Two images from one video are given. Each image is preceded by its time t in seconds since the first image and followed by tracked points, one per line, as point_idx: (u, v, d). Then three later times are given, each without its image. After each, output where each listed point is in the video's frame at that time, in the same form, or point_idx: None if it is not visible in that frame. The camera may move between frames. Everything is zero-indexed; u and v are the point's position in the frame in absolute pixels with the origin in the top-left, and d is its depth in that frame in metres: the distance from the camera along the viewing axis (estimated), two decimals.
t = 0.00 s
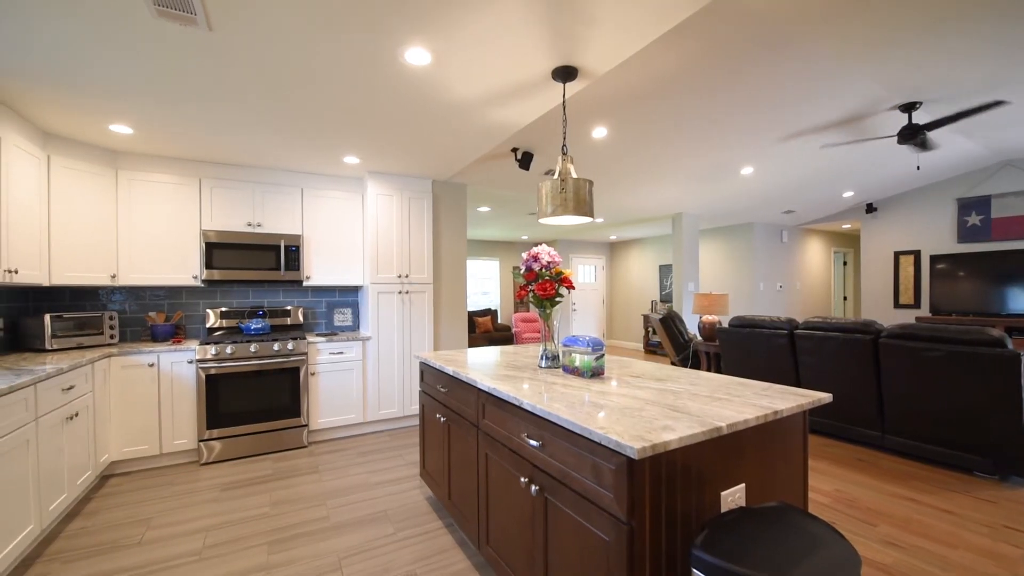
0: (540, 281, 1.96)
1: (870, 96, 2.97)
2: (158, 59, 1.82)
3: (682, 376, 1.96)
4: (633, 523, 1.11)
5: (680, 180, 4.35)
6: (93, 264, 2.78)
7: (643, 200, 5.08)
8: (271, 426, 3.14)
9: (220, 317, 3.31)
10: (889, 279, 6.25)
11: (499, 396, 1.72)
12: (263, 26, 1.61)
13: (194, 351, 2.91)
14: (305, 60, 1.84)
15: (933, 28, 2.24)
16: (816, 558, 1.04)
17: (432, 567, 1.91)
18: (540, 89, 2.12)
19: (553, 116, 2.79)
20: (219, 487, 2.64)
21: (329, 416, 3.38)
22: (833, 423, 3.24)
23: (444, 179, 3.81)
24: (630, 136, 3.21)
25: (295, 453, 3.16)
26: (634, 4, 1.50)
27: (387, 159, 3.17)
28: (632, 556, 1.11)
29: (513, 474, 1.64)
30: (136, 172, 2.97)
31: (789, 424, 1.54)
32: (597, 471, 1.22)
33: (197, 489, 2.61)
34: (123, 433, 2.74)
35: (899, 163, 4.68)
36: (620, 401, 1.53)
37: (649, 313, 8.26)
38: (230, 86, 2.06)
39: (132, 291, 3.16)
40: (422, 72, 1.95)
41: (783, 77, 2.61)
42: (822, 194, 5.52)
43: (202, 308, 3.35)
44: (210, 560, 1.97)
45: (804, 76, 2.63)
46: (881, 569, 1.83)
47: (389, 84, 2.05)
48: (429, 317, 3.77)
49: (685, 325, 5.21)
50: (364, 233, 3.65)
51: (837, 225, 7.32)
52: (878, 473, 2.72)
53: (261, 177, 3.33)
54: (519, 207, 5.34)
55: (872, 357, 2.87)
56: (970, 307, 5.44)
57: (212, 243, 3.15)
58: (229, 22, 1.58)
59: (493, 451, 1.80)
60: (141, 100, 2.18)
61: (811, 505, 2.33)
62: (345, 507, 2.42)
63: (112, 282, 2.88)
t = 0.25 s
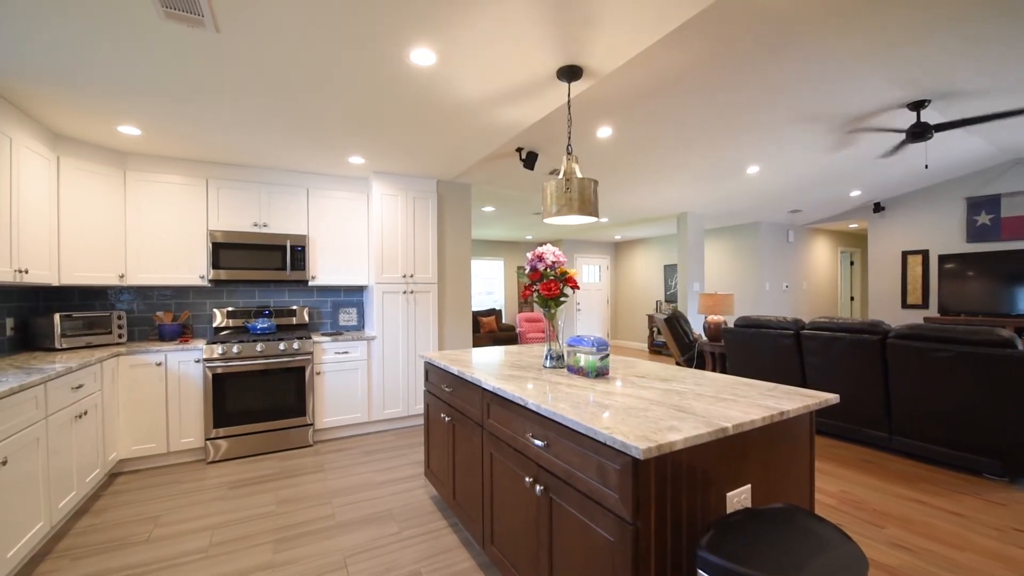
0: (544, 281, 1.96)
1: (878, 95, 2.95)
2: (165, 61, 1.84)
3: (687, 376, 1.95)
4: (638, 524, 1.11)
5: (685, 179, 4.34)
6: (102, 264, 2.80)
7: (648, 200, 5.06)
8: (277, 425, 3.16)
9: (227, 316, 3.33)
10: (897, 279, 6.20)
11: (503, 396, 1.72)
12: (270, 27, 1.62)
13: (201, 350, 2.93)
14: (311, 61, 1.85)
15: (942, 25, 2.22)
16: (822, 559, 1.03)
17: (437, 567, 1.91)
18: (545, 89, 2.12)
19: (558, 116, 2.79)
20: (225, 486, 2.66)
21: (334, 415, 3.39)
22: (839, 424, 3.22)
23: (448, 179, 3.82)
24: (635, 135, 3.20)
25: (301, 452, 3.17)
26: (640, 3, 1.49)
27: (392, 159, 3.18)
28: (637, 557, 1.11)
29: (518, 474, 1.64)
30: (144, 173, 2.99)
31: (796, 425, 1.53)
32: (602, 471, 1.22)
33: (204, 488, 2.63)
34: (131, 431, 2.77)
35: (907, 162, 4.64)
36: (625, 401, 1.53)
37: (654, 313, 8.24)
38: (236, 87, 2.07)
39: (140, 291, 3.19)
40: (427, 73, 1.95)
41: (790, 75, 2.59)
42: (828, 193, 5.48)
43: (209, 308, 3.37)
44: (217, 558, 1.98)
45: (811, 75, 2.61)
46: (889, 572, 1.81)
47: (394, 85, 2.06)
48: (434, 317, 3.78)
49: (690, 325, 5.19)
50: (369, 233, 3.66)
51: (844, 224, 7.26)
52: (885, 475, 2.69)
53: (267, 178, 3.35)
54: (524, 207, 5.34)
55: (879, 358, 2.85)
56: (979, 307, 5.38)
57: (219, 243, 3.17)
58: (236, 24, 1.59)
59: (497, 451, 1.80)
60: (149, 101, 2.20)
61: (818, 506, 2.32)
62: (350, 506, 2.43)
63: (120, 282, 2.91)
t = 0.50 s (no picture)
0: (549, 281, 1.96)
1: (886, 93, 2.92)
2: (174, 62, 1.85)
3: (693, 377, 1.94)
4: (644, 525, 1.10)
5: (691, 179, 4.31)
6: (111, 264, 2.84)
7: (653, 199, 5.04)
8: (283, 424, 3.18)
9: (234, 316, 3.36)
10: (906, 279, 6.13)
11: (508, 395, 1.72)
12: (276, 29, 1.63)
13: (208, 349, 2.96)
14: (317, 62, 1.86)
15: (953, 22, 2.19)
16: (829, 561, 1.03)
17: (442, 566, 1.92)
18: (550, 89, 2.12)
19: (563, 115, 2.78)
20: (232, 484, 2.68)
21: (340, 414, 3.41)
22: (847, 425, 3.19)
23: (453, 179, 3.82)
24: (641, 135, 3.19)
25: (307, 451, 3.19)
26: (646, 2, 1.48)
27: (397, 159, 3.19)
28: (643, 558, 1.10)
29: (523, 474, 1.64)
30: (153, 174, 3.02)
31: (802, 426, 1.52)
32: (607, 472, 1.21)
33: (212, 486, 2.65)
34: (139, 430, 2.80)
35: (916, 160, 4.59)
36: (630, 401, 1.53)
37: (659, 313, 8.21)
38: (243, 88, 2.09)
39: (148, 290, 3.22)
40: (433, 73, 1.96)
41: (797, 74, 2.57)
42: (836, 193, 5.43)
43: (216, 307, 3.40)
44: (224, 555, 2.00)
45: (818, 73, 2.59)
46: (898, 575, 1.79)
47: (400, 85, 2.06)
48: (439, 316, 3.78)
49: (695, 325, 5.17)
50: (374, 233, 3.68)
51: (852, 224, 7.20)
52: (893, 477, 2.67)
53: (273, 178, 3.37)
54: (529, 206, 5.34)
55: (888, 358, 2.82)
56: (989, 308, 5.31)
57: (226, 244, 3.20)
58: (243, 26, 1.60)
59: (502, 451, 1.80)
60: (157, 103, 2.22)
61: (825, 508, 2.30)
62: (356, 505, 2.44)
63: (129, 282, 2.94)
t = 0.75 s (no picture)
0: (555, 281, 1.96)
1: (895, 92, 2.88)
2: (182, 64, 1.87)
3: (699, 377, 1.93)
4: (649, 525, 1.10)
5: (697, 178, 4.29)
6: (121, 264, 2.87)
7: (658, 199, 5.03)
8: (290, 423, 3.20)
9: (241, 315, 3.38)
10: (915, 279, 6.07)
11: (513, 395, 1.72)
12: (282, 30, 1.64)
13: (215, 349, 2.98)
14: (323, 63, 1.87)
15: (963, 19, 2.16)
16: (836, 563, 1.02)
17: (447, 565, 1.92)
18: (555, 89, 2.11)
19: (568, 115, 2.78)
20: (239, 482, 2.70)
21: (346, 413, 3.42)
22: (855, 426, 3.16)
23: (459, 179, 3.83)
24: (646, 134, 3.18)
25: (312, 450, 3.21)
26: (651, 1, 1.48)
27: (403, 160, 3.20)
28: (648, 558, 1.10)
29: (528, 474, 1.64)
30: (161, 175, 3.05)
31: (810, 428, 1.51)
32: (612, 472, 1.21)
33: (219, 484, 2.67)
34: (148, 428, 2.83)
35: (926, 159, 4.54)
36: (635, 401, 1.52)
37: (664, 313, 8.17)
38: (251, 90, 2.10)
39: (157, 290, 3.25)
40: (438, 74, 1.96)
41: (804, 73, 2.55)
42: (844, 192, 5.38)
43: (224, 307, 3.43)
44: (231, 553, 2.01)
45: (825, 72, 2.57)
46: None
47: (405, 86, 2.07)
48: (444, 316, 3.79)
49: (701, 325, 5.15)
50: (380, 233, 3.69)
51: (860, 224, 7.13)
52: (902, 479, 2.64)
53: (280, 179, 3.39)
54: (534, 206, 5.34)
55: (896, 359, 2.80)
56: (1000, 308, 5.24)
57: (233, 244, 3.22)
58: (250, 28, 1.62)
59: (507, 451, 1.80)
60: (166, 104, 2.24)
61: (832, 509, 2.28)
62: (361, 504, 2.45)
63: (138, 282, 2.97)
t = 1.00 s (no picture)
0: (560, 280, 1.96)
1: (905, 90, 2.85)
2: (191, 66, 1.89)
3: (706, 377, 1.92)
4: (656, 526, 1.10)
5: (703, 178, 4.27)
6: (130, 264, 2.90)
7: (664, 199, 5.01)
8: (296, 422, 3.22)
9: (248, 315, 3.41)
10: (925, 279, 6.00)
11: (519, 395, 1.72)
12: (290, 32, 1.65)
13: (223, 348, 3.01)
14: (330, 64, 1.88)
15: (974, 16, 2.13)
16: (845, 566, 1.01)
17: (452, 564, 1.92)
18: (561, 88, 2.11)
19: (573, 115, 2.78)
20: (246, 481, 2.72)
21: (352, 413, 3.44)
22: (864, 428, 3.13)
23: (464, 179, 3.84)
24: (652, 134, 3.17)
25: (319, 449, 3.23)
26: None
27: (409, 160, 3.21)
28: (655, 559, 1.10)
29: (534, 474, 1.64)
30: (170, 176, 3.08)
31: (818, 429, 1.49)
32: (618, 472, 1.21)
33: (227, 482, 2.70)
34: (157, 426, 2.85)
35: (936, 157, 4.48)
36: (642, 401, 1.51)
37: (671, 313, 8.14)
38: (258, 91, 2.12)
39: (166, 290, 3.29)
40: (444, 74, 1.97)
41: (811, 71, 2.53)
42: (852, 191, 5.33)
43: (231, 306, 3.46)
44: (239, 551, 2.03)
45: (833, 70, 2.54)
46: None
47: (411, 86, 2.08)
48: (450, 316, 3.80)
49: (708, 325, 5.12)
50: (386, 233, 3.71)
51: (869, 223, 7.07)
52: (912, 481, 2.61)
53: (287, 179, 3.41)
54: (540, 206, 5.34)
55: (907, 360, 2.77)
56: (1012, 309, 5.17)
57: (241, 244, 3.25)
58: (258, 29, 1.63)
59: (513, 450, 1.80)
60: (175, 106, 2.27)
61: (840, 511, 2.26)
62: (367, 503, 2.46)
63: (147, 281, 3.00)
